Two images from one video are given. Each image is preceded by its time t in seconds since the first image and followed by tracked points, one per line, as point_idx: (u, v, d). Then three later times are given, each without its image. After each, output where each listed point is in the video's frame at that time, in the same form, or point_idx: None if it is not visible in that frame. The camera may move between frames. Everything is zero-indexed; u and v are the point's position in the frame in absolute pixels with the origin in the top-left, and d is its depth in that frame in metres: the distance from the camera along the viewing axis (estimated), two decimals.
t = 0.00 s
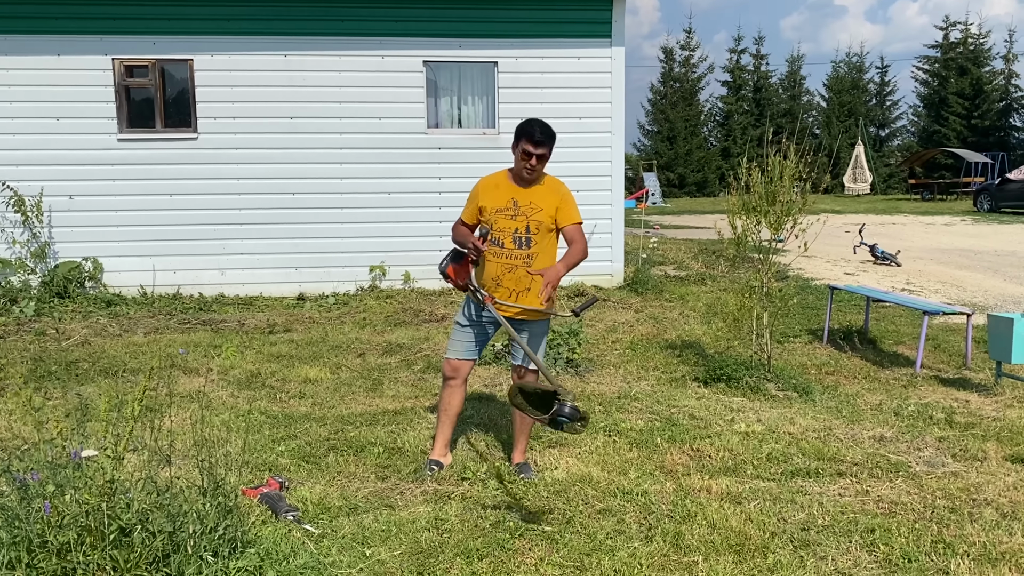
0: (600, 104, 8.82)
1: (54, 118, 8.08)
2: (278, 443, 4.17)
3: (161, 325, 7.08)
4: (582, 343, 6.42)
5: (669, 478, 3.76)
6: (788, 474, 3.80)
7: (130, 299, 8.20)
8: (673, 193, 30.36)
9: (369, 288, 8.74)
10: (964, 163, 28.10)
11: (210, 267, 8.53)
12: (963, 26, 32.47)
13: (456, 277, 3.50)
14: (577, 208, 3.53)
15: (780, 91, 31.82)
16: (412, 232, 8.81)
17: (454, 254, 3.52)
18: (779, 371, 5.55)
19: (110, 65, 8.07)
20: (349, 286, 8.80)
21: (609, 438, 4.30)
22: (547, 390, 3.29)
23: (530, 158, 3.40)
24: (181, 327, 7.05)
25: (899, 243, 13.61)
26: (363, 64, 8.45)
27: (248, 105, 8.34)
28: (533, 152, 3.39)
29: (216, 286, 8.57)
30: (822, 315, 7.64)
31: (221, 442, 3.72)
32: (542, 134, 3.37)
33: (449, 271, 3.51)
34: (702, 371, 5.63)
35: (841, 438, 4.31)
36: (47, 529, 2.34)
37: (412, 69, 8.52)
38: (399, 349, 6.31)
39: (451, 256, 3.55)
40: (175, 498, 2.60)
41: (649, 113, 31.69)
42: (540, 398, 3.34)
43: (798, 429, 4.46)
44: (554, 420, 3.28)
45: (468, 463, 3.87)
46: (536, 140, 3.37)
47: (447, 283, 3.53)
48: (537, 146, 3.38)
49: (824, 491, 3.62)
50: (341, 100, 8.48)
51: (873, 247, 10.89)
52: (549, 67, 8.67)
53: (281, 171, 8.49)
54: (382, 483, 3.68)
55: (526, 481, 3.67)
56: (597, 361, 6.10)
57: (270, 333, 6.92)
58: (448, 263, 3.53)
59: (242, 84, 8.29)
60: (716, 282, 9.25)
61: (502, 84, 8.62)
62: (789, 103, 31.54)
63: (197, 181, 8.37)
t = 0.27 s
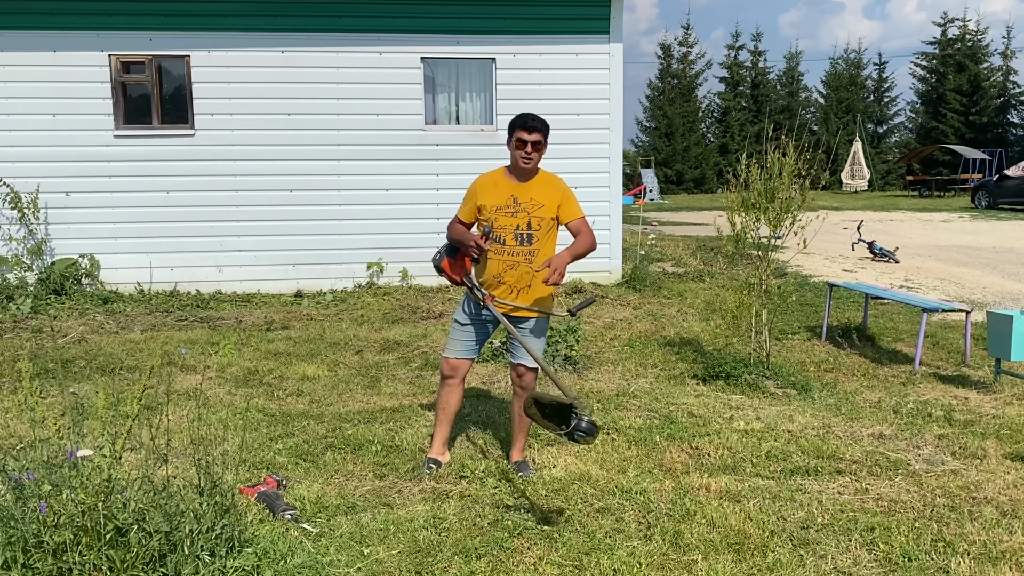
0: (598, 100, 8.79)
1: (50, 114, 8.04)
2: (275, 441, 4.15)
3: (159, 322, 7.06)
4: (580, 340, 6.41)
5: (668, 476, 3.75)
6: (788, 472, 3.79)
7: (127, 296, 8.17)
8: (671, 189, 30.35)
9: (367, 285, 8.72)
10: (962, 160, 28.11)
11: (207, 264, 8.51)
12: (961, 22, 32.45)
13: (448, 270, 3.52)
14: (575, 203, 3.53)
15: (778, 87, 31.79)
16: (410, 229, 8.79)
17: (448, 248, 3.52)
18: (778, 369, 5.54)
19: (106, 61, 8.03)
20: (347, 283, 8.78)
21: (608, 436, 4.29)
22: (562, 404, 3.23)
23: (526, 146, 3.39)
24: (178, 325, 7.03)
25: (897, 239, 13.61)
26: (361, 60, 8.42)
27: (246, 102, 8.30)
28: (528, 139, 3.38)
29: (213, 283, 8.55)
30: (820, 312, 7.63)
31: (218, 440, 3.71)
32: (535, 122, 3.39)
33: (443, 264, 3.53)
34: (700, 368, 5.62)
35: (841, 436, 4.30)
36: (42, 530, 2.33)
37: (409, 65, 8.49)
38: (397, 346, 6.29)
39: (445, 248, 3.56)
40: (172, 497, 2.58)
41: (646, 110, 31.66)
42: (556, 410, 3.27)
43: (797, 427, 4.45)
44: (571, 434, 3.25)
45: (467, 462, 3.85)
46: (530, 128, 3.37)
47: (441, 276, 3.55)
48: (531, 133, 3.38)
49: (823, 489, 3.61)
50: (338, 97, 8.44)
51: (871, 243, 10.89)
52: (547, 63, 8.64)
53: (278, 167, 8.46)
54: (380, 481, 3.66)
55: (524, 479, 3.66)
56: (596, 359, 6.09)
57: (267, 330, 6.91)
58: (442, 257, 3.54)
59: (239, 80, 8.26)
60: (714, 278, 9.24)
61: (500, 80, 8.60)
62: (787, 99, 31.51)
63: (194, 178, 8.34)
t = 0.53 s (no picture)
0: (597, 97, 8.77)
1: (47, 110, 8.01)
2: (274, 438, 4.14)
3: (156, 319, 7.04)
4: (579, 337, 6.40)
5: (668, 472, 3.74)
6: (787, 468, 3.78)
7: (125, 293, 8.15)
8: (670, 186, 30.34)
9: (366, 282, 8.71)
10: (961, 157, 28.11)
11: (205, 260, 8.49)
12: (959, 19, 32.42)
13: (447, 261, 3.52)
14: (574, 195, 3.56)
15: (777, 84, 31.76)
16: (408, 226, 8.77)
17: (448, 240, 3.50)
18: (777, 365, 5.53)
19: (104, 57, 8.00)
20: (345, 279, 8.76)
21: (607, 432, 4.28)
22: (582, 399, 3.20)
23: (537, 157, 3.37)
24: (176, 321, 7.02)
25: (896, 236, 13.61)
26: (359, 56, 8.39)
27: (243, 98, 8.28)
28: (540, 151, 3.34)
29: (211, 280, 8.53)
30: (819, 309, 7.63)
31: (216, 437, 3.69)
32: (547, 131, 3.32)
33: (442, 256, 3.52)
34: (699, 365, 5.61)
35: (840, 432, 4.29)
36: (39, 526, 2.31)
37: (408, 61, 8.46)
38: (396, 343, 6.27)
39: (445, 242, 3.54)
40: (171, 494, 2.57)
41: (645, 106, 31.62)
42: (578, 408, 3.23)
43: (797, 423, 4.44)
44: (591, 432, 3.17)
45: (466, 458, 3.84)
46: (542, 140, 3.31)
47: (441, 267, 3.55)
48: (543, 145, 3.34)
49: (822, 486, 3.60)
50: (336, 92, 8.42)
51: (870, 240, 10.88)
52: (545, 59, 8.62)
53: (277, 164, 8.43)
54: (378, 478, 3.65)
55: (524, 476, 3.64)
56: (594, 355, 6.08)
57: (265, 327, 6.89)
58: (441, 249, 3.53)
59: (237, 76, 8.23)
60: (713, 275, 9.23)
61: (498, 76, 8.57)
62: (786, 96, 31.48)
63: (192, 174, 8.31)
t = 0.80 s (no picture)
0: (597, 93, 8.76)
1: (45, 106, 7.98)
2: (274, 435, 4.13)
3: (155, 316, 7.02)
4: (579, 333, 6.39)
5: (668, 469, 3.73)
6: (788, 465, 3.78)
7: (124, 289, 8.13)
8: (668, 182, 30.32)
9: (365, 279, 8.70)
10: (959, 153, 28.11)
11: (204, 257, 8.47)
12: (958, 16, 32.42)
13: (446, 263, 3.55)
14: (573, 190, 3.54)
15: (776, 80, 31.73)
16: (407, 222, 8.75)
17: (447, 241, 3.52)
18: (777, 362, 5.53)
19: (102, 53, 7.97)
20: (344, 276, 8.74)
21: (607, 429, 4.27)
22: (593, 391, 3.31)
23: (535, 158, 3.34)
24: (175, 318, 7.00)
25: (895, 233, 13.61)
26: (358, 52, 8.36)
27: (242, 94, 8.25)
28: (537, 152, 3.32)
29: (210, 276, 8.50)
30: (818, 305, 7.62)
31: (216, 434, 3.68)
32: (544, 132, 3.28)
33: (441, 257, 3.54)
34: (699, 361, 5.61)
35: (841, 429, 4.29)
36: (41, 523, 2.31)
37: (407, 57, 8.44)
38: (396, 339, 6.26)
39: (443, 242, 3.56)
40: (172, 491, 2.57)
41: (644, 103, 31.60)
42: (589, 399, 3.35)
43: (797, 420, 4.44)
44: (604, 421, 3.30)
45: (466, 455, 3.84)
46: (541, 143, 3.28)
47: (440, 269, 3.57)
48: (541, 146, 3.30)
49: (823, 482, 3.60)
50: (335, 88, 8.40)
51: (869, 237, 10.88)
52: (545, 55, 8.60)
53: (276, 160, 8.41)
54: (379, 475, 3.65)
55: (525, 473, 3.64)
56: (594, 352, 6.07)
57: (265, 323, 6.88)
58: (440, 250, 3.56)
59: (236, 72, 8.20)
60: (713, 272, 9.23)
61: (498, 72, 8.55)
62: (785, 92, 31.47)
63: (191, 170, 8.29)
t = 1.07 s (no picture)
0: (598, 91, 8.74)
1: (46, 103, 7.97)
2: (274, 433, 4.12)
3: (156, 313, 7.01)
4: (580, 331, 6.39)
5: (670, 467, 3.72)
6: (790, 463, 3.77)
7: (124, 287, 8.12)
8: (669, 180, 30.29)
9: (365, 276, 8.69)
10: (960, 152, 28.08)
11: (204, 254, 8.46)
12: (959, 14, 32.37)
13: (446, 262, 3.48)
14: (574, 186, 3.54)
15: (777, 78, 31.69)
16: (408, 219, 8.74)
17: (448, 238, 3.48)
18: (779, 360, 5.52)
19: (102, 50, 7.95)
20: (345, 273, 8.74)
21: (608, 427, 4.27)
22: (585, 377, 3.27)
23: (529, 147, 3.33)
24: (176, 315, 6.99)
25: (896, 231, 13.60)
26: (359, 49, 8.35)
27: (243, 91, 8.24)
28: (531, 141, 3.32)
29: (211, 274, 8.49)
30: (819, 303, 7.61)
31: (217, 432, 3.68)
32: (538, 120, 3.29)
33: (441, 255, 3.47)
34: (701, 359, 5.60)
35: (842, 428, 4.29)
36: (41, 521, 2.29)
37: (408, 54, 8.42)
38: (396, 337, 6.26)
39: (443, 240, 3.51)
40: (172, 489, 2.56)
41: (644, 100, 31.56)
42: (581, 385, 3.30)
43: (798, 418, 4.43)
44: (594, 408, 3.25)
45: (467, 453, 3.83)
46: (535, 129, 3.29)
47: (439, 268, 3.51)
48: (534, 134, 3.31)
49: (825, 481, 3.60)
50: (336, 86, 8.38)
51: (870, 235, 10.87)
52: (546, 52, 8.58)
53: (276, 157, 8.40)
54: (380, 473, 3.64)
55: (526, 471, 3.63)
56: (595, 350, 6.06)
57: (265, 321, 6.87)
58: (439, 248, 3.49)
59: (236, 69, 8.19)
60: (714, 269, 9.21)
61: (499, 70, 8.54)
62: (786, 90, 31.42)
63: (191, 168, 8.28)
